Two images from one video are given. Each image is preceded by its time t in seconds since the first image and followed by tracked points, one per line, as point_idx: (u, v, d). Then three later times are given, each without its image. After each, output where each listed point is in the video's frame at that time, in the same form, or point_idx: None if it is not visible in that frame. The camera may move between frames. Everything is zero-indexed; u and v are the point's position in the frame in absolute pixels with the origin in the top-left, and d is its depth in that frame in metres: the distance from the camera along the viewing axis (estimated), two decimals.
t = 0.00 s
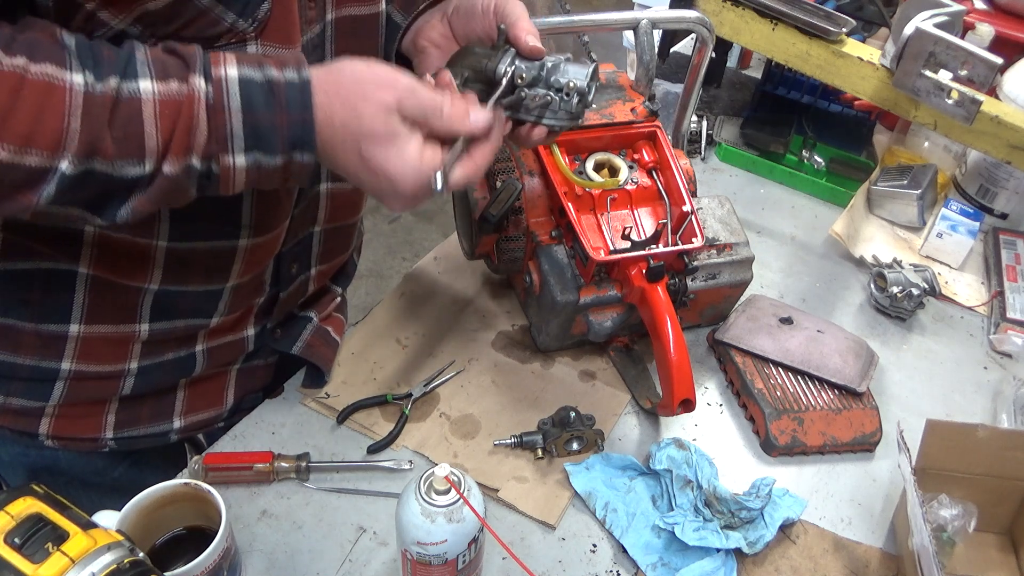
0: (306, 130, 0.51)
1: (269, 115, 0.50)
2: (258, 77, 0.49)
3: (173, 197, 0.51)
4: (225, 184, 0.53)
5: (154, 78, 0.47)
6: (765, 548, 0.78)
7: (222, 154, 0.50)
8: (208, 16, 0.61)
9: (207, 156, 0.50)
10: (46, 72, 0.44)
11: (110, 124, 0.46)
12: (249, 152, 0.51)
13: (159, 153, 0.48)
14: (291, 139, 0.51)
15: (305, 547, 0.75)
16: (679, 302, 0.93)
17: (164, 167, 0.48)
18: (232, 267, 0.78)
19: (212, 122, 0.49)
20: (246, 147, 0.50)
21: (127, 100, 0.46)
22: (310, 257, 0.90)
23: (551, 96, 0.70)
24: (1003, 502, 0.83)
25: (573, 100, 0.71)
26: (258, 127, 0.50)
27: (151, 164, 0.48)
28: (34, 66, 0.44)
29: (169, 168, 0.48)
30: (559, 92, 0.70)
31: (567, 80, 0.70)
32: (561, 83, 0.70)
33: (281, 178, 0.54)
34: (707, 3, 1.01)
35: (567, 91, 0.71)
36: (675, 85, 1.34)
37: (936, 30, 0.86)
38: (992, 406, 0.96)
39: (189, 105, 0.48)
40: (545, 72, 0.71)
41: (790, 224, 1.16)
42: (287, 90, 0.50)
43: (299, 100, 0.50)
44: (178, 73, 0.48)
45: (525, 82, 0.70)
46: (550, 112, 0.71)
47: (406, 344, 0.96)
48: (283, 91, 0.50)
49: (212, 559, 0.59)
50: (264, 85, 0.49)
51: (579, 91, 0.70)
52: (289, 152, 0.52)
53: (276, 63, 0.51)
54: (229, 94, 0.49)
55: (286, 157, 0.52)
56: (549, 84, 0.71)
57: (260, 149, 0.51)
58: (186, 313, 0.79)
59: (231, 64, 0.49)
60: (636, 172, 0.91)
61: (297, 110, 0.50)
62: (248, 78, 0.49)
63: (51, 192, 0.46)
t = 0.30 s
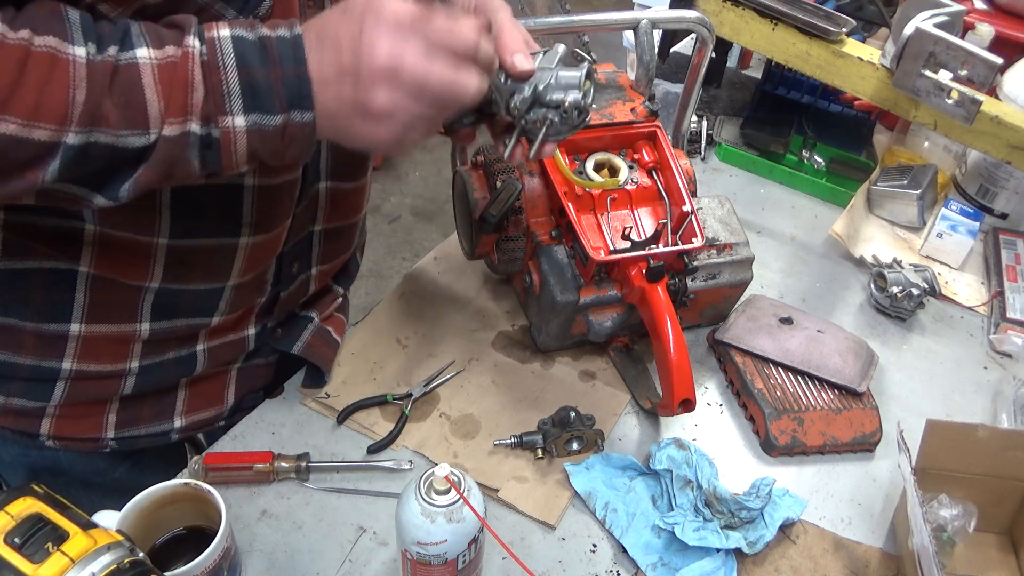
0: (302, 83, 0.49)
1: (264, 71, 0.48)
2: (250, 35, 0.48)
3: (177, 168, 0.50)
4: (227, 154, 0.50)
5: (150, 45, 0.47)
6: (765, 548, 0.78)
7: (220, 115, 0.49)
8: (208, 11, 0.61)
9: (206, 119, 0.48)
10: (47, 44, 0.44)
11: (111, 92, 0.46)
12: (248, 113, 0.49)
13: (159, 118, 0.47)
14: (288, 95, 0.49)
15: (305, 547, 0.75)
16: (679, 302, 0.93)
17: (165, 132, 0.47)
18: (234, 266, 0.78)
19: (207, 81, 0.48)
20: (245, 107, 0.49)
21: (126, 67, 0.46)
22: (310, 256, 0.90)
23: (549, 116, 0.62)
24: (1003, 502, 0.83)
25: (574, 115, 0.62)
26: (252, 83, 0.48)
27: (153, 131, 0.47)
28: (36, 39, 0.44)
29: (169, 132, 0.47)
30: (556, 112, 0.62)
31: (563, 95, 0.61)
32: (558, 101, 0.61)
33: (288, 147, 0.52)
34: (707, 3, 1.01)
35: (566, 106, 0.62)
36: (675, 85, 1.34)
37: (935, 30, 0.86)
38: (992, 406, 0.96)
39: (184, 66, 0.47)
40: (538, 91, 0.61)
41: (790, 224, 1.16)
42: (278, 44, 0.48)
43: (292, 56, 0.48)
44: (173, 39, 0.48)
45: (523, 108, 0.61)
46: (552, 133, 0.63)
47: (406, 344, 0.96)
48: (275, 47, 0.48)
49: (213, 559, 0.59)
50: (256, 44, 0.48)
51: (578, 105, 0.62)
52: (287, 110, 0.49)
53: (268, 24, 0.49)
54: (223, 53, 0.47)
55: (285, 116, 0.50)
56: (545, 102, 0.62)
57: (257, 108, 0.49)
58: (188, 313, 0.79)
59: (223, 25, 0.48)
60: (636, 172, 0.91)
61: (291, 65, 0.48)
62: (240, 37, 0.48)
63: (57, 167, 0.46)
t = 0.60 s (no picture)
0: (293, 34, 0.47)
1: (252, 24, 0.47)
2: None
3: (172, 135, 0.48)
4: (222, 118, 0.49)
5: (134, 8, 0.45)
6: (765, 548, 0.78)
7: (210, 73, 0.47)
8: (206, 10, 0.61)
9: (196, 77, 0.47)
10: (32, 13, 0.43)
11: (96, 57, 0.45)
12: (238, 69, 0.47)
13: (149, 79, 0.46)
14: (279, 46, 0.47)
15: (305, 547, 0.75)
16: (679, 302, 0.93)
17: (154, 94, 0.46)
18: (233, 265, 0.78)
19: (195, 37, 0.46)
20: (235, 65, 0.47)
21: (109, 31, 0.45)
22: (311, 256, 0.90)
23: (563, 114, 0.58)
24: (1003, 502, 0.83)
25: (588, 113, 0.59)
26: (241, 36, 0.47)
27: (144, 94, 0.46)
28: (21, 9, 0.43)
29: (158, 94, 0.46)
30: (571, 109, 0.58)
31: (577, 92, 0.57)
32: (572, 98, 0.57)
33: (285, 104, 0.50)
34: (707, 3, 1.01)
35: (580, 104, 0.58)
36: (675, 85, 1.34)
37: (936, 30, 0.86)
38: (992, 406, 0.96)
39: (168, 24, 0.45)
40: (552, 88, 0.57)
41: (790, 224, 1.16)
42: None
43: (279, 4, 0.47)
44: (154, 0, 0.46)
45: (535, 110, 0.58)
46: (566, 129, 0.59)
47: (406, 344, 0.96)
48: None
49: (212, 559, 0.59)
50: None
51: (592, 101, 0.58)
52: (280, 64, 0.48)
53: None
54: (208, 7, 0.46)
55: (278, 70, 0.48)
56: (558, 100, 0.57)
57: (248, 63, 0.47)
58: (186, 312, 0.79)
59: None
60: (637, 172, 0.91)
61: (280, 14, 0.47)
62: None
63: (49, 137, 0.46)
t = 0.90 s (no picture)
0: (286, 131, 0.53)
1: (246, 113, 0.51)
2: (236, 74, 0.50)
3: (151, 194, 0.52)
4: (202, 184, 0.54)
5: (128, 75, 0.48)
6: (765, 548, 0.78)
7: (198, 153, 0.51)
8: (203, 12, 0.61)
9: (183, 155, 0.51)
10: (19, 68, 0.45)
11: (79, 119, 0.47)
12: (226, 152, 0.52)
13: (133, 149, 0.49)
14: (270, 139, 0.53)
15: (305, 547, 0.75)
16: (679, 302, 0.93)
17: (139, 166, 0.50)
18: (232, 265, 0.78)
19: (186, 119, 0.50)
20: (223, 147, 0.52)
21: (98, 94, 0.47)
22: (310, 253, 0.89)
23: (566, 70, 0.72)
24: (1003, 502, 0.83)
25: (590, 73, 0.71)
26: (234, 125, 0.51)
27: (125, 161, 0.49)
28: (5, 60, 0.44)
29: (143, 167, 0.50)
30: (573, 66, 0.72)
31: (582, 52, 0.71)
32: (575, 57, 0.71)
33: (265, 177, 0.56)
34: (707, 3, 1.01)
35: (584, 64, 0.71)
36: (675, 85, 1.34)
37: (936, 30, 0.86)
38: (992, 406, 0.96)
39: (162, 101, 0.49)
40: (561, 45, 0.72)
41: (790, 224, 1.16)
42: (265, 88, 0.51)
43: (278, 97, 0.51)
44: (151, 69, 0.49)
45: (541, 57, 0.72)
46: (567, 85, 0.73)
47: (406, 344, 0.96)
48: (260, 88, 0.51)
49: (213, 559, 0.59)
50: (241, 84, 0.51)
51: (596, 63, 0.71)
52: (268, 153, 0.54)
53: (254, 58, 0.51)
54: (204, 92, 0.50)
55: (266, 157, 0.54)
56: (565, 58, 0.72)
57: (235, 147, 0.52)
58: (186, 311, 0.79)
59: (207, 59, 0.50)
60: (636, 172, 0.91)
61: (275, 109, 0.52)
62: (224, 74, 0.50)
63: (20, 186, 0.47)
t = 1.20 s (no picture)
0: (297, 142, 0.56)
1: (260, 127, 0.54)
2: (250, 87, 0.54)
3: (163, 202, 0.55)
4: (212, 189, 0.57)
5: (145, 89, 0.50)
6: (765, 548, 0.78)
7: (212, 164, 0.54)
8: (203, 12, 0.61)
9: (197, 166, 0.54)
10: (36, 82, 0.47)
11: (99, 132, 0.49)
12: (239, 162, 0.55)
13: (148, 161, 0.51)
14: (282, 150, 0.56)
15: (305, 547, 0.75)
16: (679, 302, 0.93)
17: (155, 176, 0.52)
18: (231, 265, 0.78)
19: (202, 132, 0.53)
20: (236, 158, 0.55)
21: (116, 108, 0.50)
22: (309, 252, 0.89)
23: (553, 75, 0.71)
24: (1004, 502, 0.83)
25: (577, 79, 0.70)
26: (248, 138, 0.54)
27: (139, 171, 0.52)
28: (23, 75, 0.46)
29: (159, 177, 0.52)
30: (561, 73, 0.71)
31: (570, 58, 0.70)
32: (564, 63, 0.70)
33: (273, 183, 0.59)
34: (707, 3, 1.01)
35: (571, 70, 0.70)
36: (675, 85, 1.34)
37: (936, 30, 0.86)
38: (992, 406, 0.96)
39: (179, 115, 0.51)
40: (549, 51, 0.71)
41: (790, 224, 1.16)
42: (279, 103, 0.54)
43: (290, 112, 0.55)
44: (168, 83, 0.51)
45: (528, 62, 0.70)
46: (553, 91, 0.71)
47: (406, 344, 0.96)
48: (273, 102, 0.54)
49: (212, 559, 0.59)
50: (255, 97, 0.54)
51: (583, 70, 0.70)
52: (280, 163, 0.57)
53: (267, 73, 0.55)
54: (219, 105, 0.52)
55: (277, 167, 0.57)
56: (552, 64, 0.71)
57: (248, 159, 0.55)
58: (185, 311, 0.79)
59: (221, 74, 0.53)
60: (636, 172, 0.91)
61: (287, 122, 0.55)
62: (239, 88, 0.53)
63: (39, 196, 0.49)
